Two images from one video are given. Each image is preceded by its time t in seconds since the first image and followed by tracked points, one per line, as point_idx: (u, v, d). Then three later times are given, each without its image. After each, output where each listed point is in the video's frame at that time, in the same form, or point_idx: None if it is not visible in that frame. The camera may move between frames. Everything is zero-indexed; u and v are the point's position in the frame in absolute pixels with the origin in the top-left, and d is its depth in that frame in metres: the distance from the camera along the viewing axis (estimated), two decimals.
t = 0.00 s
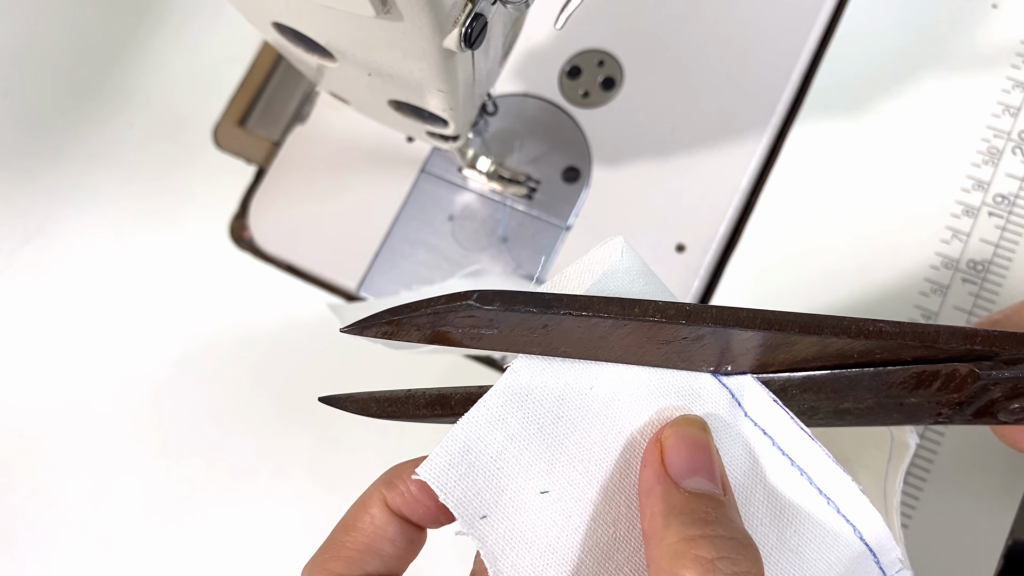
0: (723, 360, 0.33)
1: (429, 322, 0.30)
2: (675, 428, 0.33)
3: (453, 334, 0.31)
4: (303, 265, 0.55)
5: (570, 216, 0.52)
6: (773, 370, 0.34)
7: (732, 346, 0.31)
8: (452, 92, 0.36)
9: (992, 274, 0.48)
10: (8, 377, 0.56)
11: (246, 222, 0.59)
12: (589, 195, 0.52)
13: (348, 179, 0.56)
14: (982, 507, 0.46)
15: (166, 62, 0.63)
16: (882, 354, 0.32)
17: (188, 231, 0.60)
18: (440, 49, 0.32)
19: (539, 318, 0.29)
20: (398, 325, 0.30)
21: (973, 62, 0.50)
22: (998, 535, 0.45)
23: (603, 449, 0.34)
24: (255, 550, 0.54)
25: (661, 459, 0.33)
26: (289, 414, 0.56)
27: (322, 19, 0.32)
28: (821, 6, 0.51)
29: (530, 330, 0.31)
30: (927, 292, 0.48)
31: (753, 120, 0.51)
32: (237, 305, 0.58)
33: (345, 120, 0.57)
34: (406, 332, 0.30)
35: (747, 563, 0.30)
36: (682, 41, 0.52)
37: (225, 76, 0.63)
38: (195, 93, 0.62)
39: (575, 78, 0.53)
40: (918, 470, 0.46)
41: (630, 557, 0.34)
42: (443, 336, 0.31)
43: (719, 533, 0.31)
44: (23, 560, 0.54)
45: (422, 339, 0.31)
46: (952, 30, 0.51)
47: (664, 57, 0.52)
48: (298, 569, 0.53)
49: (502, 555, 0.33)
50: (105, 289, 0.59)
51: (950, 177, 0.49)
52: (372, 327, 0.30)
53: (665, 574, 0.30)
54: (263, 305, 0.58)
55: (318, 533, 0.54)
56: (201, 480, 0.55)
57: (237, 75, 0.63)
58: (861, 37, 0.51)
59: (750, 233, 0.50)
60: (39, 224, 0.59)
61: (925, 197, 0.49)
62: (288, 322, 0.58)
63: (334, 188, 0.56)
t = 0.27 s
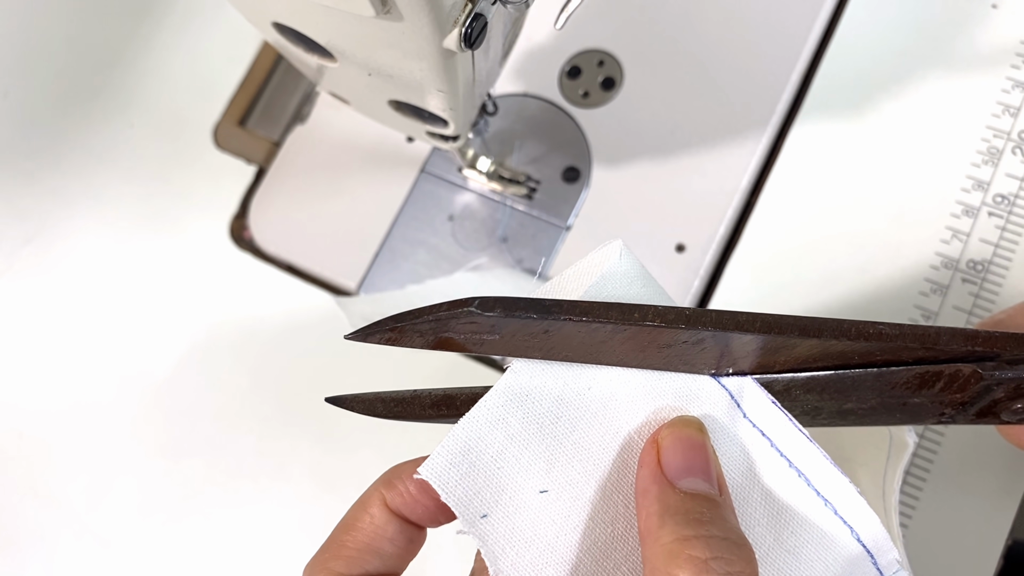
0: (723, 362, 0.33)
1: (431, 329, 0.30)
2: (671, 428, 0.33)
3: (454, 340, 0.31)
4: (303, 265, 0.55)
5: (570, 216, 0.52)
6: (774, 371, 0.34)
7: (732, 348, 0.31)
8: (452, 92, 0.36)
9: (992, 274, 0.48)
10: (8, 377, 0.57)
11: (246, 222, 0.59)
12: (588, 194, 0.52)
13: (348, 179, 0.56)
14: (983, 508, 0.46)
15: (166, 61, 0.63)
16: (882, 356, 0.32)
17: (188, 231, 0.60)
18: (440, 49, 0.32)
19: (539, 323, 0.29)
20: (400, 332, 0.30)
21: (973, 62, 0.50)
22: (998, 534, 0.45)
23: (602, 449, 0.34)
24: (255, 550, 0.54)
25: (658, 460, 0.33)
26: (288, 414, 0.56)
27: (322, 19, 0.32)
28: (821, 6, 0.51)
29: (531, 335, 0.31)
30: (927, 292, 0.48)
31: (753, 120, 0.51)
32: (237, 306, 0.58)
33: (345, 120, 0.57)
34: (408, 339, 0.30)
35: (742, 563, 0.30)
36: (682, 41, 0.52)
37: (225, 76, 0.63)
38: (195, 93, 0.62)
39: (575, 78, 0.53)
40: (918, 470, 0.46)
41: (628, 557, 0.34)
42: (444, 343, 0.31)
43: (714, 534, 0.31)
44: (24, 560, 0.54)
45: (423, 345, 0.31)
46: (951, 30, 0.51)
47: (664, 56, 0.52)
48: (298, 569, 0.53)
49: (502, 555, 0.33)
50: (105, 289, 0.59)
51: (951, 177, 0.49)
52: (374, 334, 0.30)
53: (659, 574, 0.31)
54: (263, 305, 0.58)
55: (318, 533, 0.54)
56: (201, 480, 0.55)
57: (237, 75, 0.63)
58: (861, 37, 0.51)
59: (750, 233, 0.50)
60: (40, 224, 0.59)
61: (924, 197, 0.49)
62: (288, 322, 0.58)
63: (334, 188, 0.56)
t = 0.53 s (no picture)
0: (716, 360, 0.33)
1: (428, 326, 0.30)
2: (665, 428, 0.33)
3: (450, 338, 0.31)
4: (303, 265, 0.55)
5: (570, 216, 0.52)
6: (767, 370, 0.34)
7: (724, 347, 0.31)
8: (452, 92, 0.36)
9: (991, 274, 0.48)
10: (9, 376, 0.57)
11: (246, 222, 0.59)
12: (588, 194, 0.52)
13: (348, 179, 0.56)
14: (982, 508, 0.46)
15: (166, 62, 0.63)
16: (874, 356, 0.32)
17: (187, 230, 0.60)
18: (440, 49, 0.32)
19: (533, 321, 0.29)
20: (397, 329, 0.30)
21: (973, 62, 0.50)
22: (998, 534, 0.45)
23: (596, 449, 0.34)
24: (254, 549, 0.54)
25: (652, 459, 0.33)
26: (288, 414, 0.56)
27: (322, 18, 0.32)
28: (821, 6, 0.51)
29: (525, 333, 0.31)
30: (927, 292, 0.48)
31: (753, 120, 0.51)
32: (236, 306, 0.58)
33: (345, 120, 0.57)
34: (404, 337, 0.30)
35: (733, 562, 0.30)
36: (681, 41, 0.53)
37: (226, 76, 0.63)
38: (196, 93, 0.62)
39: (575, 78, 0.53)
40: (918, 469, 0.46)
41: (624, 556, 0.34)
42: (440, 341, 0.31)
43: (706, 533, 0.31)
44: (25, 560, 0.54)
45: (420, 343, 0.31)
46: (951, 30, 0.51)
47: (664, 56, 0.53)
48: (297, 569, 0.53)
49: (497, 555, 0.33)
50: (105, 289, 0.59)
51: (951, 177, 0.49)
52: (370, 332, 0.30)
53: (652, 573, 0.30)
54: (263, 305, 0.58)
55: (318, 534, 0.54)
56: (201, 480, 0.55)
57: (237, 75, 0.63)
58: (860, 37, 0.52)
59: (750, 233, 0.50)
60: (40, 224, 0.59)
61: (924, 197, 0.49)
62: (288, 322, 0.58)
63: (335, 188, 0.56)
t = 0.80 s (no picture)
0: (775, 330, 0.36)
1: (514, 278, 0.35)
2: (460, 423, 0.36)
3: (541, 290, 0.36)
4: (303, 265, 0.56)
5: (570, 216, 0.52)
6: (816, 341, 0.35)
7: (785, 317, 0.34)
8: (453, 93, 0.36)
9: (990, 273, 0.48)
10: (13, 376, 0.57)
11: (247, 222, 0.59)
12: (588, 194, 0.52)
13: (349, 179, 0.56)
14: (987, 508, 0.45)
15: (166, 62, 0.63)
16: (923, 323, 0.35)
17: (187, 231, 0.60)
18: (440, 50, 0.32)
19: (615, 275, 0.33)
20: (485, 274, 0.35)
21: (972, 63, 0.50)
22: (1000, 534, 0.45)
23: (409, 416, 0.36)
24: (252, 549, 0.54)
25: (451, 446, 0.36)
26: (287, 414, 0.56)
27: (322, 18, 0.32)
28: (820, 7, 0.52)
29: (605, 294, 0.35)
30: (925, 292, 0.48)
31: (752, 120, 0.51)
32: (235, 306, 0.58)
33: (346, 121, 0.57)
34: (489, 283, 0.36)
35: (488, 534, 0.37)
36: (681, 42, 0.53)
37: (224, 76, 0.63)
38: (196, 94, 0.62)
39: (575, 79, 0.54)
40: (918, 469, 0.46)
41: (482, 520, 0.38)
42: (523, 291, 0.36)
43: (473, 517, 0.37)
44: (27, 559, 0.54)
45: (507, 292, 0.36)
46: (950, 31, 0.51)
47: (664, 57, 0.53)
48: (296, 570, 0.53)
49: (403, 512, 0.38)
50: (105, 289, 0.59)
51: (950, 178, 0.49)
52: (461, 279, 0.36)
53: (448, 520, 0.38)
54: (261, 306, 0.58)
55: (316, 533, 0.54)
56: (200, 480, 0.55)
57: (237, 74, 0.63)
58: (858, 39, 0.52)
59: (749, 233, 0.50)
60: (43, 226, 0.60)
61: (923, 197, 0.49)
62: (287, 323, 0.57)
63: (335, 188, 0.56)
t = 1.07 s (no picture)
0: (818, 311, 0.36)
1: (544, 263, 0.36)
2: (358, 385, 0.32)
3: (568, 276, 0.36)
4: (304, 265, 0.56)
5: (570, 216, 0.53)
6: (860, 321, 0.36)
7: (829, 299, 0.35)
8: (453, 94, 0.37)
9: (987, 273, 0.48)
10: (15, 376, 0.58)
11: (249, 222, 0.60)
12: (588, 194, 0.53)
13: (351, 180, 0.56)
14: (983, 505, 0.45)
15: (169, 65, 0.64)
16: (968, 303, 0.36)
17: (188, 231, 0.60)
18: (440, 51, 0.32)
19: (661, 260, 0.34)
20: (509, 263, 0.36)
21: (970, 64, 0.51)
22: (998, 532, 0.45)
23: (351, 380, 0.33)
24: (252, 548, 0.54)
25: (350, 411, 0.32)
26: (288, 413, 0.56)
27: (324, 21, 0.33)
28: (817, 9, 0.52)
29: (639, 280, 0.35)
30: (922, 292, 0.48)
31: (751, 121, 0.51)
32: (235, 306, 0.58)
33: (348, 123, 0.58)
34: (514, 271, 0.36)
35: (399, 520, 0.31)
36: (680, 43, 0.53)
37: (225, 78, 0.63)
38: (198, 95, 0.63)
39: (575, 81, 0.54)
40: (914, 467, 0.46)
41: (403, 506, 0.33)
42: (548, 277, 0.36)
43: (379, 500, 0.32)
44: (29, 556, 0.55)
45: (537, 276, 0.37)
46: (947, 33, 0.51)
47: (663, 59, 0.53)
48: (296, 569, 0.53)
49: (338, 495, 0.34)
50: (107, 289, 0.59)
51: (947, 178, 0.50)
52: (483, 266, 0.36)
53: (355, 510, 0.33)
54: (262, 306, 0.58)
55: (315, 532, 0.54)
56: (200, 478, 0.56)
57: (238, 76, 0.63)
58: (855, 41, 0.52)
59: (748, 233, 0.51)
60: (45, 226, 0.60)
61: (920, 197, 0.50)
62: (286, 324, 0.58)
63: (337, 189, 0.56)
